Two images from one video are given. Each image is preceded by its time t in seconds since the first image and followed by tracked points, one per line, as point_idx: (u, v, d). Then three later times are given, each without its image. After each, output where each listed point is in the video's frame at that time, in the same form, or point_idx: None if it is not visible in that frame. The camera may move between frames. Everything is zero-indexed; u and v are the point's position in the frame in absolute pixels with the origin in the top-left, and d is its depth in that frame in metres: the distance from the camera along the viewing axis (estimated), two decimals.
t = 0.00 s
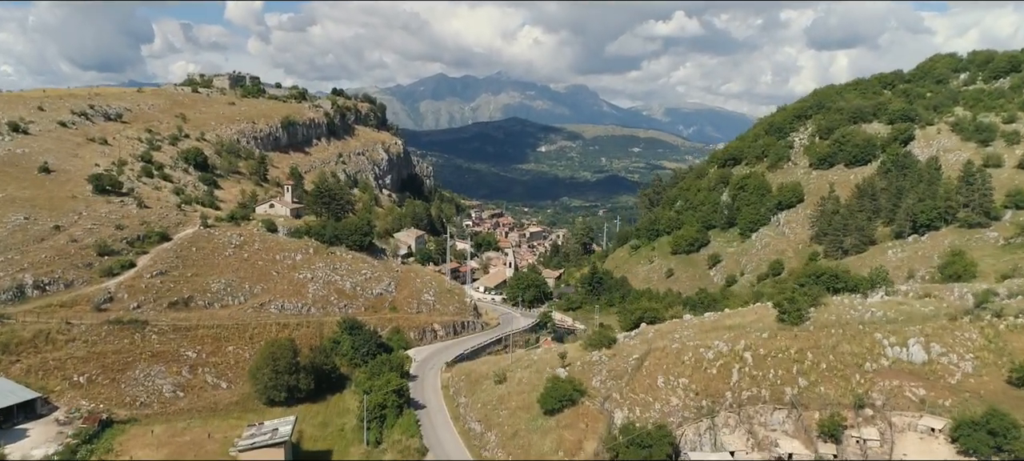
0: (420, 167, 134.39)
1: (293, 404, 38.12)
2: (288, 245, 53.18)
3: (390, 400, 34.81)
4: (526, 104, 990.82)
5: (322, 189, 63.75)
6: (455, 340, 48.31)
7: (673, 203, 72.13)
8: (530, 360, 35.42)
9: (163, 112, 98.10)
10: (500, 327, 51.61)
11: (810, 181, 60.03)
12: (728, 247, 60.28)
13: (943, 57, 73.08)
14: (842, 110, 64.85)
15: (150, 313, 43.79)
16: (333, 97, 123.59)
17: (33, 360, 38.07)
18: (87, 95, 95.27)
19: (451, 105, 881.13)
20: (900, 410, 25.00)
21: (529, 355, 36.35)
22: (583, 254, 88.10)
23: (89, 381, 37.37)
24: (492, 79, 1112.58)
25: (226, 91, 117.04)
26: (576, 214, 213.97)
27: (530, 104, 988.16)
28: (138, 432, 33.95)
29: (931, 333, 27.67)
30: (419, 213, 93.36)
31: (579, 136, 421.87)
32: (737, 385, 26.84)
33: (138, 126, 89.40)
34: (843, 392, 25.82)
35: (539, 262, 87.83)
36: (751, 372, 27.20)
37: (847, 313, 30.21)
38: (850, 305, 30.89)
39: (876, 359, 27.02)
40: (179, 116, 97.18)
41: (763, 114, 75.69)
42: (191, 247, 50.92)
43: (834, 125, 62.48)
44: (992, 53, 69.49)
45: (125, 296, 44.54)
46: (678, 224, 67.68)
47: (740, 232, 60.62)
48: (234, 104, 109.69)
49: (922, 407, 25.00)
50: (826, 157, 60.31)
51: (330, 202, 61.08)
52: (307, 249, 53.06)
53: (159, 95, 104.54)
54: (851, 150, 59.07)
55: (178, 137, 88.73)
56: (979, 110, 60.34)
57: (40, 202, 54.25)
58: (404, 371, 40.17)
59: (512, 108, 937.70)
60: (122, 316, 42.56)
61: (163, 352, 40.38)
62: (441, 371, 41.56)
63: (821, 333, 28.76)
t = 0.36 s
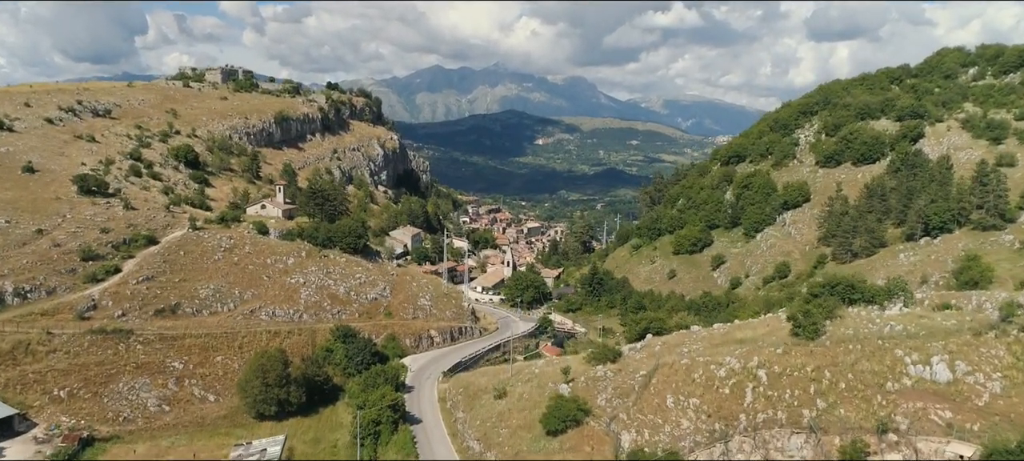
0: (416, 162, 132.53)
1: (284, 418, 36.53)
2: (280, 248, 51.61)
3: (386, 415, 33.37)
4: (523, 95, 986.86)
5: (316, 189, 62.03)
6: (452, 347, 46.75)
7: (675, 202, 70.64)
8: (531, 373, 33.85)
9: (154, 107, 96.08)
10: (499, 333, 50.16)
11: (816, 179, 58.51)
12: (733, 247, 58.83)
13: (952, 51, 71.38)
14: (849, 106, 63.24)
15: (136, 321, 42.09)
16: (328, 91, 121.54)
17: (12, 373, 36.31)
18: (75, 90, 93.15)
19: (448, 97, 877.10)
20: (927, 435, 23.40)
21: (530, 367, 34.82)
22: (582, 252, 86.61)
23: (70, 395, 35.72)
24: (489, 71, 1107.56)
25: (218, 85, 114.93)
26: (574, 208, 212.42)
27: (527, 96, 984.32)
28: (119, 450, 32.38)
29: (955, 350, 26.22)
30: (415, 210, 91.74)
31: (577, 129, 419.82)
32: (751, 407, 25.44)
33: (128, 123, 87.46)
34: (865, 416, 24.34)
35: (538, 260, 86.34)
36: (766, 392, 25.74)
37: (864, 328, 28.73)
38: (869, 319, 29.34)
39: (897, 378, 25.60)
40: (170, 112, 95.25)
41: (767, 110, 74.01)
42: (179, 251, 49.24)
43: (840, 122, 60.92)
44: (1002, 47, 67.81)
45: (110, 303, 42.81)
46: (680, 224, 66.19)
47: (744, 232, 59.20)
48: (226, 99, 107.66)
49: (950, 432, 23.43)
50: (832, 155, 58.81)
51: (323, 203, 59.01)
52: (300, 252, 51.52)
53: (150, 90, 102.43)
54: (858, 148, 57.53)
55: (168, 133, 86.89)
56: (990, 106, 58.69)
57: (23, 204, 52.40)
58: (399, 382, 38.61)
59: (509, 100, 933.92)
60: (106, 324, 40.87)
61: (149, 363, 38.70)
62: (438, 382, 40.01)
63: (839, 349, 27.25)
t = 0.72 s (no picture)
0: (413, 157, 130.68)
1: (274, 434, 35.00)
2: (271, 252, 50.00)
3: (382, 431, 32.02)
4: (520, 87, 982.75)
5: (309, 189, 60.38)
6: (450, 355, 45.27)
7: (677, 200, 69.15)
8: (532, 388, 32.31)
9: (143, 103, 94.01)
10: (498, 340, 48.77)
11: (822, 178, 56.98)
12: (737, 248, 57.36)
13: (960, 45, 69.77)
14: (856, 102, 61.63)
15: (121, 330, 40.44)
16: (322, 86, 119.52)
17: None
18: (63, 85, 90.99)
19: (445, 88, 872.54)
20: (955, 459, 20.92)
21: (530, 380, 33.29)
22: (582, 250, 85.14)
23: (50, 410, 34.02)
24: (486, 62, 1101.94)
25: (210, 79, 112.75)
26: (572, 202, 210.91)
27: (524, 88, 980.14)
28: None
29: (981, 369, 24.96)
30: (412, 207, 90.09)
31: (575, 121, 417.71)
32: (767, 431, 23.69)
33: (116, 119, 85.44)
34: (891, 441, 22.22)
35: (537, 259, 84.93)
36: (783, 414, 24.19)
37: (884, 344, 27.31)
38: (888, 334, 27.86)
39: (922, 400, 24.12)
40: (160, 107, 93.23)
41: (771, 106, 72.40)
42: (167, 256, 47.55)
43: (848, 119, 59.37)
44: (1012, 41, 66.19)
45: (93, 312, 41.10)
46: (682, 223, 64.70)
47: (749, 232, 57.78)
48: (218, 94, 105.61)
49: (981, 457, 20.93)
50: (839, 153, 57.27)
51: (316, 204, 57.01)
52: (292, 256, 49.92)
53: (140, 85, 100.29)
54: (866, 146, 55.96)
55: (158, 130, 84.91)
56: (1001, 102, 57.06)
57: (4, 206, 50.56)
58: (394, 395, 37.06)
59: (506, 91, 929.60)
60: (90, 335, 39.21)
61: (134, 375, 37.09)
62: (436, 394, 38.54)
63: (858, 369, 25.86)
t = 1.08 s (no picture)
0: (409, 152, 128.85)
1: (264, 451, 33.40)
2: (263, 256, 48.39)
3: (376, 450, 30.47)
4: (517, 78, 978.29)
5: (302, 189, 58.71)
6: (447, 363, 43.74)
7: (679, 199, 67.59)
8: (534, 405, 30.79)
9: (134, 98, 91.99)
10: (496, 346, 47.27)
11: (830, 177, 55.46)
12: (742, 249, 55.88)
13: (969, 39, 68.07)
14: (863, 98, 60.01)
15: (105, 341, 38.80)
16: (317, 80, 117.46)
17: None
18: (51, 80, 88.90)
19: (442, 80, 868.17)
20: None
21: (532, 395, 31.81)
22: (582, 249, 83.68)
23: (29, 428, 32.38)
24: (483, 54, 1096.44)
25: (203, 74, 110.65)
26: (570, 196, 209.30)
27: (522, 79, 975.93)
28: None
29: (1011, 390, 23.42)
30: (408, 204, 88.40)
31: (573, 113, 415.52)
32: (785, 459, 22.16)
33: (106, 115, 83.49)
34: None
35: (536, 257, 83.45)
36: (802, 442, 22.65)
37: (905, 361, 25.89)
38: (910, 352, 26.37)
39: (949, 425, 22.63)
40: (151, 103, 91.25)
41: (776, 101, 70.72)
42: (154, 261, 45.89)
43: (855, 116, 57.83)
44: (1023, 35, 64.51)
45: (77, 321, 39.42)
46: (685, 223, 63.17)
47: (754, 232, 56.29)
48: (211, 89, 103.58)
49: None
50: (848, 151, 55.69)
51: (309, 206, 55.33)
52: (283, 260, 48.29)
53: (131, 79, 98.20)
54: (875, 144, 54.41)
55: (149, 126, 83.01)
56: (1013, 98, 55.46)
57: None
58: (389, 408, 35.45)
59: (503, 83, 925.41)
60: (72, 345, 37.61)
61: (118, 389, 35.52)
62: (432, 407, 36.97)
63: (881, 390, 24.30)
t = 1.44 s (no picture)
0: (406, 147, 126.99)
1: None
2: (254, 261, 46.82)
3: None
4: (515, 70, 973.20)
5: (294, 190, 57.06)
6: (445, 372, 42.28)
7: (682, 197, 66.12)
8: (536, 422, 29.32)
9: (124, 93, 90.00)
10: (495, 353, 45.84)
11: (838, 176, 54.00)
12: (748, 250, 54.44)
13: (978, 33, 66.45)
14: (871, 94, 58.47)
15: (88, 352, 37.25)
16: (312, 74, 115.45)
17: None
18: (39, 75, 86.81)
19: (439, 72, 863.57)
20: None
21: (533, 412, 30.36)
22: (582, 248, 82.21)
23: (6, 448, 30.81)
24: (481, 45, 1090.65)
25: (195, 68, 108.54)
26: (568, 189, 207.66)
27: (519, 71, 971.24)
28: None
29: None
30: (405, 202, 86.79)
31: (571, 105, 413.10)
32: None
33: (95, 112, 81.59)
34: None
35: (535, 256, 81.96)
36: None
37: (929, 382, 24.49)
38: (933, 372, 24.94)
39: (980, 453, 21.15)
40: (141, 99, 89.32)
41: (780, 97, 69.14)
42: (140, 267, 44.32)
43: (864, 113, 56.32)
44: None
45: (59, 332, 37.86)
46: (689, 222, 61.72)
47: (760, 233, 54.81)
48: (203, 84, 101.59)
49: None
50: (856, 149, 54.21)
51: (302, 208, 53.72)
52: (275, 265, 46.75)
53: (121, 74, 96.15)
54: (884, 143, 52.93)
55: (139, 123, 81.15)
56: None
57: None
58: (385, 423, 33.90)
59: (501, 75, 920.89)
60: (54, 358, 36.02)
61: (101, 405, 33.97)
62: (430, 420, 35.40)
63: (905, 414, 22.82)
